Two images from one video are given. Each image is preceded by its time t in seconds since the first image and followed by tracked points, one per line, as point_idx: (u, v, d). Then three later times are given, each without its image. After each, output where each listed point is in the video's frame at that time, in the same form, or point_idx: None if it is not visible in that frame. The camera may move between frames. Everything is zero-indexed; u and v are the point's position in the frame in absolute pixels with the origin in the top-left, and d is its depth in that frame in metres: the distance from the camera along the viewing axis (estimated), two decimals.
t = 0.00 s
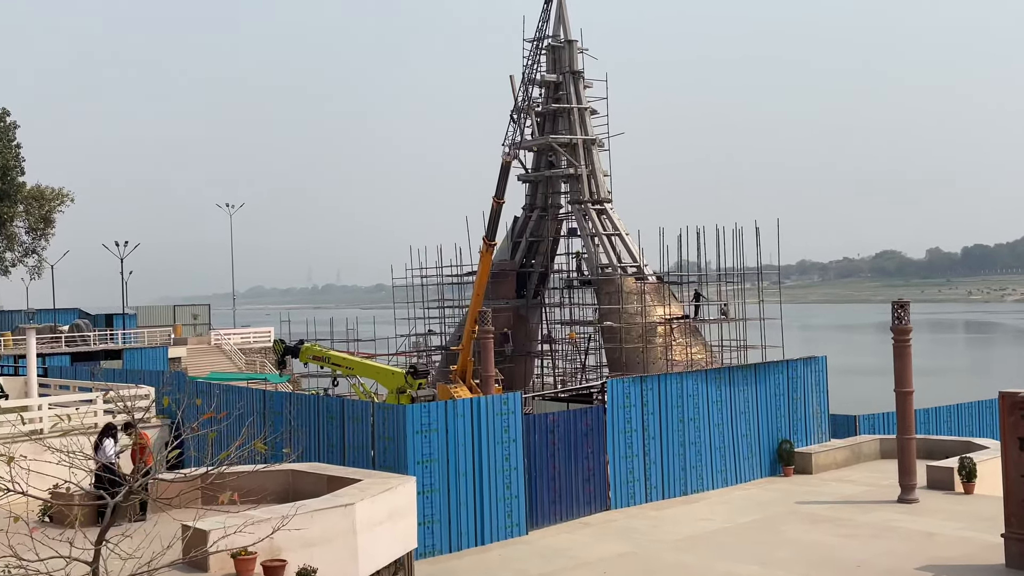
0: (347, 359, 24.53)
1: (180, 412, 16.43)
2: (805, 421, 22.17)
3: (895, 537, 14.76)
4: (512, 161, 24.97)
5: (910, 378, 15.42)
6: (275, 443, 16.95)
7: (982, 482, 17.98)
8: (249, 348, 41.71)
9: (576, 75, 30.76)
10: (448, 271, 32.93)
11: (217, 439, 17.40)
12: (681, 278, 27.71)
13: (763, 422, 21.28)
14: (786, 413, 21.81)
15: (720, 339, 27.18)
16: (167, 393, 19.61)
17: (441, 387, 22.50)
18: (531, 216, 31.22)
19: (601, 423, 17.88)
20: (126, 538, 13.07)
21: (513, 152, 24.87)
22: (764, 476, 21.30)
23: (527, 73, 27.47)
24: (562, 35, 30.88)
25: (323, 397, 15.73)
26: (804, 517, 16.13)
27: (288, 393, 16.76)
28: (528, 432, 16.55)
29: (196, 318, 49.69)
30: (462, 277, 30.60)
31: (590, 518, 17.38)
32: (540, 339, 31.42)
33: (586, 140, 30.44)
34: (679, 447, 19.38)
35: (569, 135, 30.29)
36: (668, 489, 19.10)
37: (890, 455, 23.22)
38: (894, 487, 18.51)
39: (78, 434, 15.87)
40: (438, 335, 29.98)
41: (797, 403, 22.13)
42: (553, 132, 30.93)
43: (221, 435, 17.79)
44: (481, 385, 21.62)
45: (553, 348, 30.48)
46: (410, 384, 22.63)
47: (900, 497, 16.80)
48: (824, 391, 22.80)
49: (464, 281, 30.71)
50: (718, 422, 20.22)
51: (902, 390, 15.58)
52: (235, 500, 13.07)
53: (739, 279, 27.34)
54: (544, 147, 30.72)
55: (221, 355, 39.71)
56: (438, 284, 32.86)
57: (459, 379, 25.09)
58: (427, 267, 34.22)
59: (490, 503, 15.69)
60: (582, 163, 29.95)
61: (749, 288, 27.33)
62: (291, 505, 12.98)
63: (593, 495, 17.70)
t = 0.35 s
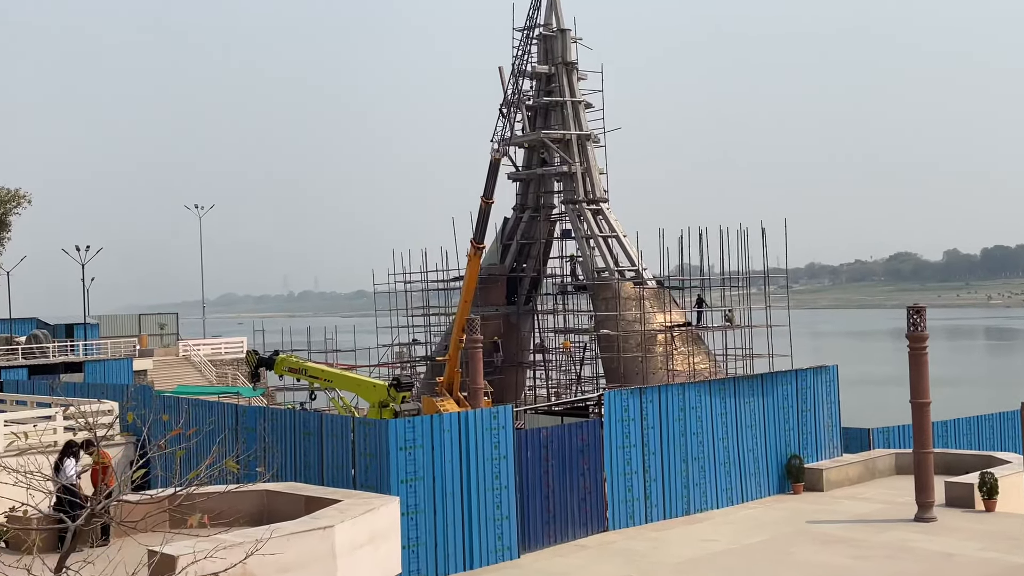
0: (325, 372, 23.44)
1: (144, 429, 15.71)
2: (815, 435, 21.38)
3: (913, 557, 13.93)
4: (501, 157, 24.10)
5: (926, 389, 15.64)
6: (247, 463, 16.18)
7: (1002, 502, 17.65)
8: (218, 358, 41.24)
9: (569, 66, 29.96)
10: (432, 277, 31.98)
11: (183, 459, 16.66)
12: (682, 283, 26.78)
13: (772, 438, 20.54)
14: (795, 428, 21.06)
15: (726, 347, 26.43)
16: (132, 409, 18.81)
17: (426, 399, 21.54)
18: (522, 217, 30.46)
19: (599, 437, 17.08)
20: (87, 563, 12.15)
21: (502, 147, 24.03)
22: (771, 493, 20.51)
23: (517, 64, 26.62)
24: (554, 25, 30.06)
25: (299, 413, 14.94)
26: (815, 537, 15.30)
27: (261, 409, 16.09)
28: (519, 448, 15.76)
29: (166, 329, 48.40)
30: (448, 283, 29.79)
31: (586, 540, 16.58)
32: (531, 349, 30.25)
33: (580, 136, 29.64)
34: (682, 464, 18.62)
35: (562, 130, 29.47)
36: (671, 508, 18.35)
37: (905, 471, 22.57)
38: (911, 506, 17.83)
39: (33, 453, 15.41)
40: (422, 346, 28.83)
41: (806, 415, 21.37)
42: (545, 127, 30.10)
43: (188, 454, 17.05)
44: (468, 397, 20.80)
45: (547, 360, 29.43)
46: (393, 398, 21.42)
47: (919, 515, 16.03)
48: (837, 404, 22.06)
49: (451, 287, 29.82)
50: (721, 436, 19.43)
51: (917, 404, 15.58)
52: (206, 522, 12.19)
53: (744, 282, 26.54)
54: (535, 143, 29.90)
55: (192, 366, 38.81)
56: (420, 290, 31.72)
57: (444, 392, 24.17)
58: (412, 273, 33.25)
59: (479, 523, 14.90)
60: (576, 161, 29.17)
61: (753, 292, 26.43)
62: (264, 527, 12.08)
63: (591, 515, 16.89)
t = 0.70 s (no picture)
0: (302, 387, 22.59)
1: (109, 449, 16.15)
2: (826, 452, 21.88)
3: None
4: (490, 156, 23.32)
5: (944, 400, 16.58)
6: (218, 484, 16.81)
7: None
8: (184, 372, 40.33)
9: (562, 58, 29.21)
10: (413, 282, 30.87)
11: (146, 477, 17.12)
12: (685, 289, 26.15)
13: (779, 456, 21.05)
14: (801, 444, 21.59)
15: (728, 358, 25.44)
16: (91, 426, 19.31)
17: (410, 416, 20.88)
18: (513, 219, 29.54)
19: (594, 455, 17.64)
20: None
21: (491, 145, 23.26)
22: (781, 514, 21.04)
23: (507, 56, 25.84)
24: (547, 15, 29.32)
25: (274, 432, 15.79)
26: (827, 561, 15.81)
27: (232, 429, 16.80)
28: (510, 467, 16.35)
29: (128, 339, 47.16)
30: (434, 291, 28.92)
31: (580, 562, 17.08)
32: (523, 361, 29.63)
33: (575, 133, 28.79)
34: (683, 483, 19.16)
35: (555, 127, 28.68)
36: (670, 529, 18.81)
37: (921, 489, 22.80)
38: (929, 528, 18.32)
39: None
40: (406, 358, 28.01)
41: (817, 430, 21.90)
42: (537, 122, 29.44)
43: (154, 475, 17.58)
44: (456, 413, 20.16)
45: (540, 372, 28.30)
46: (376, 413, 20.77)
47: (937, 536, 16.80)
48: (848, 417, 22.60)
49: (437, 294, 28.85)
50: (726, 453, 20.03)
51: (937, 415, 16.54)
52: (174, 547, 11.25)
53: (749, 288, 25.77)
54: (524, 141, 29.13)
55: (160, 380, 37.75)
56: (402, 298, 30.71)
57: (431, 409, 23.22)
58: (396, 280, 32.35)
59: (465, 544, 15.44)
60: (570, 159, 28.38)
61: (761, 301, 25.66)
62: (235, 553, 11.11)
63: (586, 537, 17.39)
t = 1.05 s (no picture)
0: (277, 403, 22.01)
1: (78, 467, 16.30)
2: (829, 471, 21.64)
3: None
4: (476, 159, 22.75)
5: (954, 416, 16.53)
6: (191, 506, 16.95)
7: None
8: (154, 388, 39.52)
9: (552, 56, 28.72)
10: (397, 292, 30.37)
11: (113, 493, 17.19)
12: (681, 299, 25.72)
13: (779, 475, 20.75)
14: (803, 463, 21.25)
15: (727, 370, 24.89)
16: (56, 444, 19.49)
17: (392, 433, 20.35)
18: (500, 226, 28.92)
19: (586, 472, 17.38)
20: None
21: (478, 146, 22.73)
22: (782, 536, 20.70)
23: (495, 54, 25.28)
24: (536, 11, 28.81)
25: (249, 451, 15.95)
26: None
27: (204, 447, 16.94)
28: (499, 483, 16.15)
29: (94, 352, 46.07)
30: (417, 301, 28.20)
31: None
32: (511, 375, 29.19)
33: (566, 135, 28.30)
34: (680, 503, 18.83)
35: (545, 129, 28.21)
36: (667, 551, 18.46)
37: (930, 508, 22.42)
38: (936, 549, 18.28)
39: None
40: (388, 372, 27.51)
41: (820, 446, 21.68)
42: (527, 122, 28.97)
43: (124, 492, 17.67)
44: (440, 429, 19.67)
45: (531, 388, 27.87)
46: (355, 429, 20.27)
47: (947, 558, 16.75)
48: (854, 434, 22.34)
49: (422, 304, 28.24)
50: (725, 471, 19.76)
51: (945, 433, 16.52)
52: (141, 572, 10.61)
53: (748, 296, 25.17)
54: (512, 143, 28.62)
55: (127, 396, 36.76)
56: (386, 308, 30.25)
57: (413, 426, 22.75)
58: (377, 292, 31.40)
59: (452, 566, 15.33)
60: (561, 161, 27.88)
61: (761, 310, 25.10)
62: None
63: (578, 560, 17.16)
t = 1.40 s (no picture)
0: (255, 419, 21.59)
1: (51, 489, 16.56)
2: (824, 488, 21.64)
3: None
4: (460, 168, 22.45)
5: (950, 432, 16.14)
6: (164, 526, 17.43)
7: None
8: (128, 404, 39.01)
9: (538, 62, 28.48)
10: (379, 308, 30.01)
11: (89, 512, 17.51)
12: (671, 313, 25.43)
13: (773, 492, 20.84)
14: (799, 480, 21.36)
15: (720, 383, 24.26)
16: (27, 464, 19.78)
17: (374, 451, 20.06)
18: (487, 238, 28.71)
19: (576, 490, 17.57)
20: None
21: (462, 154, 22.46)
22: (778, 555, 20.75)
23: (479, 61, 25.05)
24: (522, 16, 28.56)
25: (226, 471, 16.45)
26: None
27: (179, 467, 17.47)
28: (483, 502, 16.36)
29: (67, 369, 45.57)
30: (400, 315, 27.90)
31: None
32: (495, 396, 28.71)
33: (553, 143, 27.99)
34: (671, 521, 19.04)
35: (531, 137, 27.86)
36: (658, 569, 18.66)
37: (928, 527, 22.16)
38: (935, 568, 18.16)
39: None
40: (371, 389, 27.22)
41: (813, 462, 21.69)
42: (513, 130, 28.71)
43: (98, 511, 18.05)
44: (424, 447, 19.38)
45: (518, 405, 27.52)
46: (337, 448, 20.01)
47: None
48: (848, 450, 22.43)
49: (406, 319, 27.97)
50: (717, 488, 19.87)
51: (942, 449, 16.09)
52: None
53: (739, 308, 24.93)
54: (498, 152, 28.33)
55: (101, 412, 36.12)
56: (365, 323, 29.68)
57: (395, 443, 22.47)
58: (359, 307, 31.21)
59: None
60: (547, 170, 27.54)
61: (750, 322, 24.87)
62: None
63: None
